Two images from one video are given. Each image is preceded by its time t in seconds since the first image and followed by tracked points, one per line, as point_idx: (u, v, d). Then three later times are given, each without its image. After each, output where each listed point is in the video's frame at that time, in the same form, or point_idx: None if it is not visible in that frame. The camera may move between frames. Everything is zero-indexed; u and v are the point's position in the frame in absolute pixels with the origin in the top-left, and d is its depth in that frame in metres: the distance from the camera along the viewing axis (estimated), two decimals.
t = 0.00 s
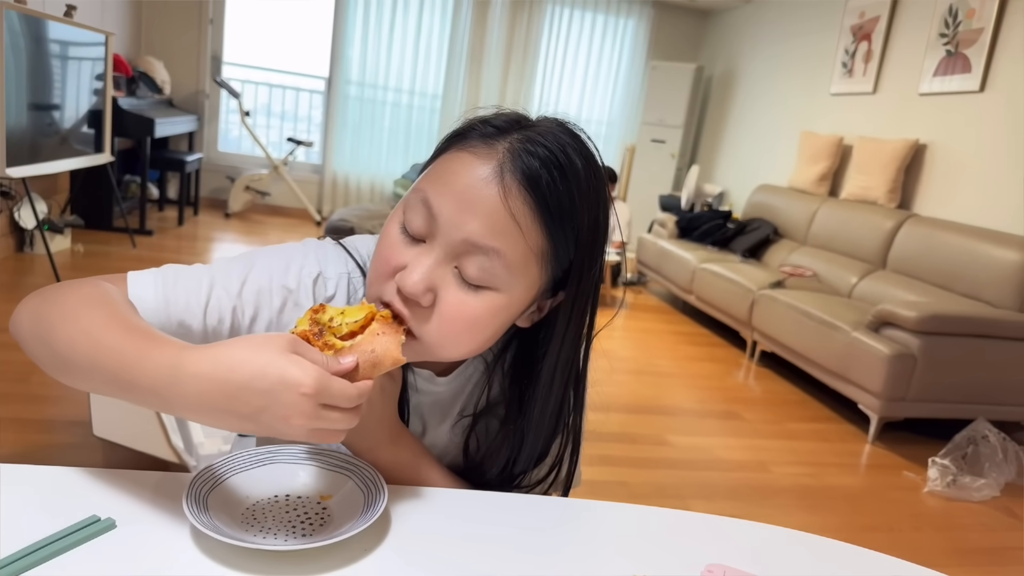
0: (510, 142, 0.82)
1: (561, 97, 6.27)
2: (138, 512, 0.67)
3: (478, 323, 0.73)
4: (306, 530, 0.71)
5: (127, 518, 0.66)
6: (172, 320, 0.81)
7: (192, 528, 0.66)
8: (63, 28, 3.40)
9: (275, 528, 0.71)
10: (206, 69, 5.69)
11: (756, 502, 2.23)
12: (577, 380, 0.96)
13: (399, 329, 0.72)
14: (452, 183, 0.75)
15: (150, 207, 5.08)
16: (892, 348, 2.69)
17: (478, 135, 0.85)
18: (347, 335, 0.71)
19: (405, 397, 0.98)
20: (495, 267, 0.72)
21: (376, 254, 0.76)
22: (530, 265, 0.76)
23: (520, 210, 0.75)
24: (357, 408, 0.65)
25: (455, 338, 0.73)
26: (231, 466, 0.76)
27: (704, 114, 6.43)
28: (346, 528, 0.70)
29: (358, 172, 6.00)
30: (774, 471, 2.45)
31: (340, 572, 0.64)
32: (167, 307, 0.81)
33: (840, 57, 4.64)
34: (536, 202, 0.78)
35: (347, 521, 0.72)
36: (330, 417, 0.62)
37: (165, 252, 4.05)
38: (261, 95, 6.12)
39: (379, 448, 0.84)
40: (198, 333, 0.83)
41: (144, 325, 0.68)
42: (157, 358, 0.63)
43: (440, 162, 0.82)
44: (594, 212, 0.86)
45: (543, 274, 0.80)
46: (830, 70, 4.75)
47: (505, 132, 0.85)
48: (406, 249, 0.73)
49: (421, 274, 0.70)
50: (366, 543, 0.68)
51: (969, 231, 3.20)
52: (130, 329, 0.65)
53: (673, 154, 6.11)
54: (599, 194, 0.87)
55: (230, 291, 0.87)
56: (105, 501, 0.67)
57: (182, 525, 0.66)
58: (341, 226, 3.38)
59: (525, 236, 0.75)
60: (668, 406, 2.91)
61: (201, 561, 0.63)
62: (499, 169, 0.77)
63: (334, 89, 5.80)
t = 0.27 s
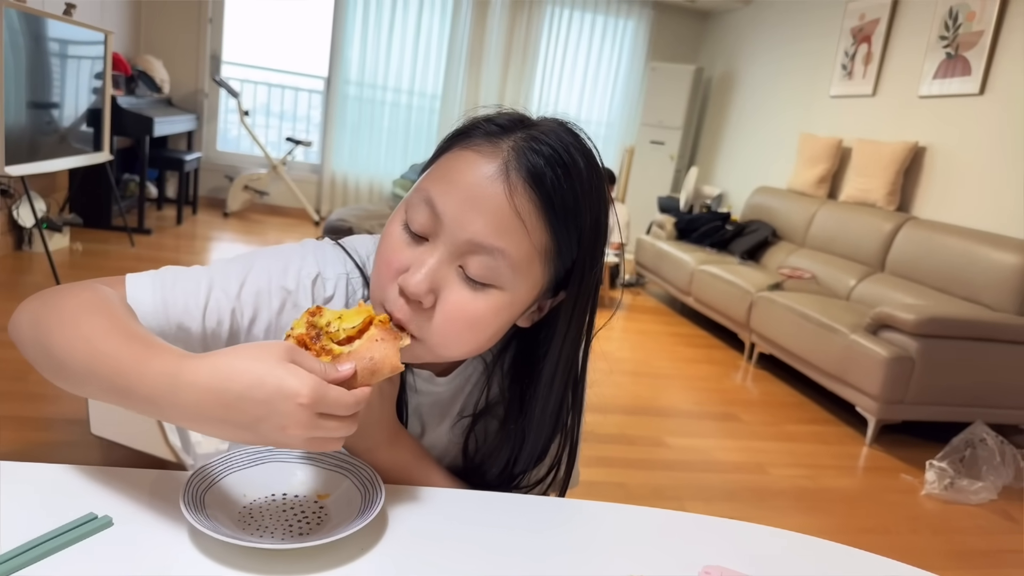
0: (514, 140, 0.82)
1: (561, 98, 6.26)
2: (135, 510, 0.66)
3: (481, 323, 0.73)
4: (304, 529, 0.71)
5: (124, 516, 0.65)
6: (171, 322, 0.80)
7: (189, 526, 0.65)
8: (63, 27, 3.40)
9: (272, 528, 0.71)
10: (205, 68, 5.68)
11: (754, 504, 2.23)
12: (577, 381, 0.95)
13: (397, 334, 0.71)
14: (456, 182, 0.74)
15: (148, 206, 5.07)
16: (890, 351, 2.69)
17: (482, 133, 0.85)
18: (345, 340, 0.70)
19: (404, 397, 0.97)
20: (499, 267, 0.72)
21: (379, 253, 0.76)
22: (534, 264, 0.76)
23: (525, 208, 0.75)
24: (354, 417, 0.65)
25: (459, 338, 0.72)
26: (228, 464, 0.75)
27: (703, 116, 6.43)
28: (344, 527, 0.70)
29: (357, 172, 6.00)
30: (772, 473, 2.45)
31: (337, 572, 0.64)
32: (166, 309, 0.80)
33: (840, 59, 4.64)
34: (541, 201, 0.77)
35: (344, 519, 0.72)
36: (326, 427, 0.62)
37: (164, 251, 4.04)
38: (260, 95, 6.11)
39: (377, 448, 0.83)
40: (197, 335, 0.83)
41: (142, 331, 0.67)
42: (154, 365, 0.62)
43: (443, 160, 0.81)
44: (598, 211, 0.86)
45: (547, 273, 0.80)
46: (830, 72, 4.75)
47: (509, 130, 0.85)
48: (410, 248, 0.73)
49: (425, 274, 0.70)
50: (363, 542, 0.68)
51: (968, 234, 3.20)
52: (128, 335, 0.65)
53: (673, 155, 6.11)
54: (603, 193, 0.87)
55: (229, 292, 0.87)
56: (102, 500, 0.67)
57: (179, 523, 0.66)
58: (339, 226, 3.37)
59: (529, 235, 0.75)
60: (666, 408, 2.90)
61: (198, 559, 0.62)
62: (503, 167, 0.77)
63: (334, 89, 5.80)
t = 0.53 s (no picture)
0: (508, 140, 0.81)
1: (560, 96, 6.26)
2: (134, 509, 0.66)
3: (478, 325, 0.73)
4: (302, 528, 0.71)
5: (121, 514, 0.65)
6: (167, 319, 0.80)
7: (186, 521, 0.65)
8: (62, 25, 3.39)
9: (270, 527, 0.71)
10: (204, 66, 5.68)
11: (753, 503, 2.23)
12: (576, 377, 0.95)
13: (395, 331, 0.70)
14: (450, 183, 0.74)
15: (148, 204, 5.07)
16: (890, 350, 2.69)
17: (475, 133, 0.84)
18: (341, 338, 0.69)
19: (403, 397, 0.97)
20: (495, 268, 0.72)
21: (373, 255, 0.76)
22: (530, 265, 0.76)
23: (520, 209, 0.75)
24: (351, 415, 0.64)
25: (455, 340, 0.72)
26: (228, 462, 0.75)
27: (703, 114, 6.43)
28: (343, 524, 0.70)
29: (356, 170, 5.99)
30: (771, 472, 2.45)
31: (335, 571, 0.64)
32: (162, 306, 0.80)
33: (839, 58, 4.63)
34: (535, 201, 0.77)
35: (343, 518, 0.72)
36: (322, 424, 0.61)
37: (163, 249, 4.04)
38: (260, 93, 6.07)
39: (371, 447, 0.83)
40: (195, 332, 0.83)
41: (140, 329, 0.67)
42: (152, 363, 0.62)
43: (437, 161, 0.81)
44: (593, 211, 0.86)
45: (542, 274, 0.79)
46: (830, 71, 4.75)
47: (502, 130, 0.84)
48: (405, 250, 0.73)
49: (421, 276, 0.69)
50: (362, 541, 0.68)
51: (968, 233, 3.20)
52: (126, 332, 0.65)
53: (672, 154, 6.10)
54: (597, 192, 0.87)
55: (226, 290, 0.87)
56: (102, 498, 0.67)
57: (178, 521, 0.66)
58: (338, 225, 3.37)
59: (524, 235, 0.75)
60: (666, 407, 2.90)
61: (196, 557, 0.62)
62: (497, 168, 0.76)
63: (333, 87, 5.79)
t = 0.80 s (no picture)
0: (516, 128, 0.81)
1: (560, 96, 6.26)
2: (131, 505, 0.66)
3: (485, 312, 0.73)
4: (300, 525, 0.71)
5: (119, 510, 0.65)
6: (158, 327, 0.80)
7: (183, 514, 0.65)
8: (60, 20, 3.38)
9: (268, 523, 0.70)
10: (203, 63, 5.66)
11: (750, 502, 2.23)
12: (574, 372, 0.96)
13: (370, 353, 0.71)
14: (458, 170, 0.74)
15: (146, 201, 5.06)
16: (888, 350, 2.70)
17: (483, 122, 0.84)
18: (316, 358, 0.70)
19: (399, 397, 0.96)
20: (502, 256, 0.72)
21: (381, 242, 0.76)
22: (537, 253, 0.76)
23: (528, 196, 0.75)
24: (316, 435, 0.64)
25: (463, 327, 0.73)
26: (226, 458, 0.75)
27: (702, 114, 6.43)
28: (341, 522, 0.70)
29: (355, 168, 5.98)
30: (768, 471, 2.46)
31: (333, 568, 0.64)
32: (153, 315, 0.79)
33: (838, 58, 4.64)
34: (544, 188, 0.77)
35: (341, 515, 0.71)
36: (283, 445, 0.61)
37: (161, 246, 4.03)
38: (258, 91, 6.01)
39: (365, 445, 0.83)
40: (186, 340, 0.82)
41: (118, 344, 0.66)
42: (118, 379, 0.61)
43: (445, 148, 0.81)
44: (599, 200, 0.87)
45: (550, 262, 0.80)
46: (829, 71, 4.76)
47: (510, 119, 0.84)
48: (413, 237, 0.73)
49: (429, 262, 0.70)
50: (362, 538, 0.68)
51: (966, 234, 3.21)
52: (102, 347, 0.64)
53: (671, 154, 6.11)
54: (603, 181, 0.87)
55: (217, 298, 0.86)
56: (97, 494, 0.66)
57: (175, 517, 0.66)
58: (337, 222, 3.36)
59: (533, 223, 0.75)
60: (663, 406, 2.91)
61: (194, 553, 0.62)
62: (505, 156, 0.76)
63: (332, 85, 5.79)
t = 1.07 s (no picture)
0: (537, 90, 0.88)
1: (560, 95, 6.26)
2: (131, 499, 0.65)
3: (521, 248, 0.76)
4: (302, 523, 0.70)
5: (122, 505, 0.64)
6: (163, 320, 0.80)
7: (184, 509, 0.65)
8: (62, 17, 3.38)
9: (270, 520, 0.70)
10: (204, 60, 5.66)
11: (750, 502, 2.23)
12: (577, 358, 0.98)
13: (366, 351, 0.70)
14: (491, 118, 0.79)
15: (147, 199, 5.06)
16: (888, 350, 2.69)
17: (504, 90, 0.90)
18: (314, 352, 0.70)
19: (406, 379, 0.95)
20: (537, 192, 0.76)
21: (414, 191, 0.79)
22: (565, 196, 0.80)
23: (557, 141, 0.80)
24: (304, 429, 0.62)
25: (500, 266, 0.75)
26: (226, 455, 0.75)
27: (703, 114, 6.43)
28: (343, 520, 0.69)
29: (356, 166, 5.98)
30: (768, 472, 2.45)
31: (334, 567, 0.63)
32: (157, 307, 0.79)
33: (840, 58, 4.63)
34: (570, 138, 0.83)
35: (344, 512, 0.71)
36: (267, 438, 0.59)
37: (162, 244, 4.03)
38: (259, 88, 6.08)
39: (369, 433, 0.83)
40: (190, 333, 0.82)
41: (118, 336, 0.67)
42: (115, 366, 0.62)
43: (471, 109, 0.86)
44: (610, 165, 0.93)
45: (574, 214, 0.84)
46: (830, 71, 4.75)
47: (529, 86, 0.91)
48: (449, 180, 0.76)
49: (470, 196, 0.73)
50: (363, 534, 0.68)
51: (968, 235, 3.20)
52: (102, 337, 0.65)
53: (672, 153, 6.11)
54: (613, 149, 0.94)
55: (223, 290, 0.86)
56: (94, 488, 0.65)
57: (176, 512, 0.65)
58: (337, 220, 3.36)
59: (564, 169, 0.80)
60: (663, 406, 2.90)
61: (194, 550, 0.62)
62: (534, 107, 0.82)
63: (333, 83, 5.79)
